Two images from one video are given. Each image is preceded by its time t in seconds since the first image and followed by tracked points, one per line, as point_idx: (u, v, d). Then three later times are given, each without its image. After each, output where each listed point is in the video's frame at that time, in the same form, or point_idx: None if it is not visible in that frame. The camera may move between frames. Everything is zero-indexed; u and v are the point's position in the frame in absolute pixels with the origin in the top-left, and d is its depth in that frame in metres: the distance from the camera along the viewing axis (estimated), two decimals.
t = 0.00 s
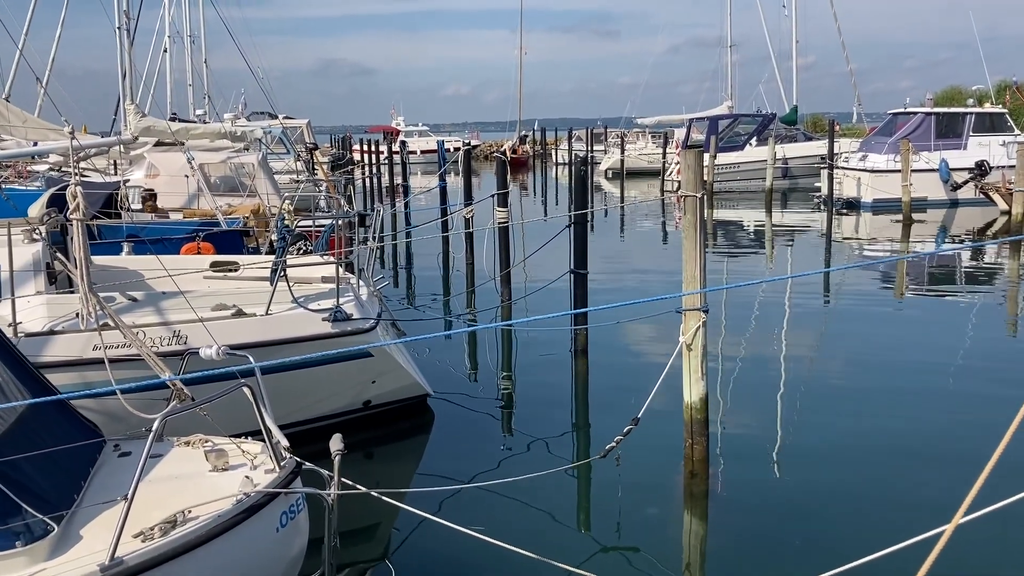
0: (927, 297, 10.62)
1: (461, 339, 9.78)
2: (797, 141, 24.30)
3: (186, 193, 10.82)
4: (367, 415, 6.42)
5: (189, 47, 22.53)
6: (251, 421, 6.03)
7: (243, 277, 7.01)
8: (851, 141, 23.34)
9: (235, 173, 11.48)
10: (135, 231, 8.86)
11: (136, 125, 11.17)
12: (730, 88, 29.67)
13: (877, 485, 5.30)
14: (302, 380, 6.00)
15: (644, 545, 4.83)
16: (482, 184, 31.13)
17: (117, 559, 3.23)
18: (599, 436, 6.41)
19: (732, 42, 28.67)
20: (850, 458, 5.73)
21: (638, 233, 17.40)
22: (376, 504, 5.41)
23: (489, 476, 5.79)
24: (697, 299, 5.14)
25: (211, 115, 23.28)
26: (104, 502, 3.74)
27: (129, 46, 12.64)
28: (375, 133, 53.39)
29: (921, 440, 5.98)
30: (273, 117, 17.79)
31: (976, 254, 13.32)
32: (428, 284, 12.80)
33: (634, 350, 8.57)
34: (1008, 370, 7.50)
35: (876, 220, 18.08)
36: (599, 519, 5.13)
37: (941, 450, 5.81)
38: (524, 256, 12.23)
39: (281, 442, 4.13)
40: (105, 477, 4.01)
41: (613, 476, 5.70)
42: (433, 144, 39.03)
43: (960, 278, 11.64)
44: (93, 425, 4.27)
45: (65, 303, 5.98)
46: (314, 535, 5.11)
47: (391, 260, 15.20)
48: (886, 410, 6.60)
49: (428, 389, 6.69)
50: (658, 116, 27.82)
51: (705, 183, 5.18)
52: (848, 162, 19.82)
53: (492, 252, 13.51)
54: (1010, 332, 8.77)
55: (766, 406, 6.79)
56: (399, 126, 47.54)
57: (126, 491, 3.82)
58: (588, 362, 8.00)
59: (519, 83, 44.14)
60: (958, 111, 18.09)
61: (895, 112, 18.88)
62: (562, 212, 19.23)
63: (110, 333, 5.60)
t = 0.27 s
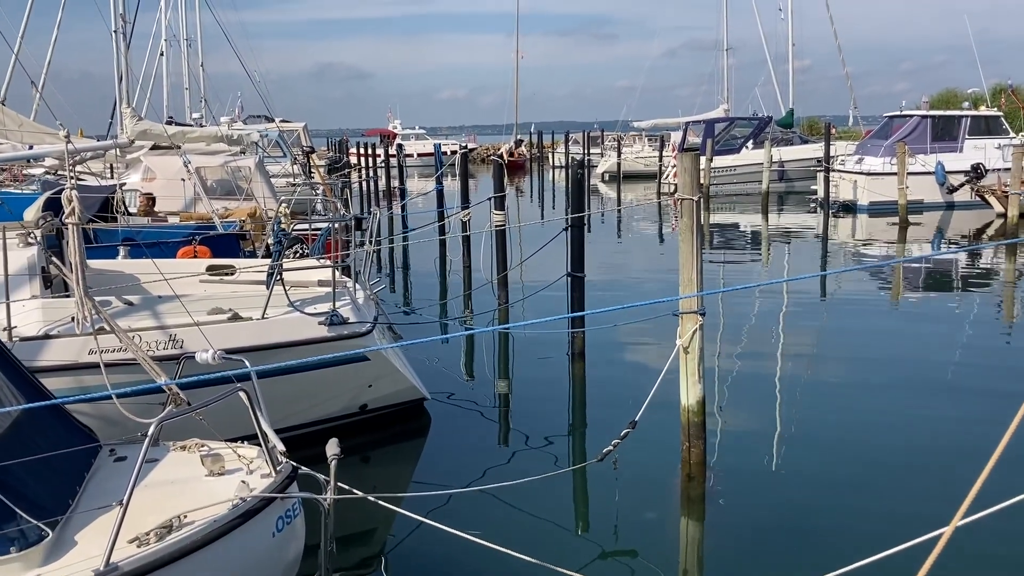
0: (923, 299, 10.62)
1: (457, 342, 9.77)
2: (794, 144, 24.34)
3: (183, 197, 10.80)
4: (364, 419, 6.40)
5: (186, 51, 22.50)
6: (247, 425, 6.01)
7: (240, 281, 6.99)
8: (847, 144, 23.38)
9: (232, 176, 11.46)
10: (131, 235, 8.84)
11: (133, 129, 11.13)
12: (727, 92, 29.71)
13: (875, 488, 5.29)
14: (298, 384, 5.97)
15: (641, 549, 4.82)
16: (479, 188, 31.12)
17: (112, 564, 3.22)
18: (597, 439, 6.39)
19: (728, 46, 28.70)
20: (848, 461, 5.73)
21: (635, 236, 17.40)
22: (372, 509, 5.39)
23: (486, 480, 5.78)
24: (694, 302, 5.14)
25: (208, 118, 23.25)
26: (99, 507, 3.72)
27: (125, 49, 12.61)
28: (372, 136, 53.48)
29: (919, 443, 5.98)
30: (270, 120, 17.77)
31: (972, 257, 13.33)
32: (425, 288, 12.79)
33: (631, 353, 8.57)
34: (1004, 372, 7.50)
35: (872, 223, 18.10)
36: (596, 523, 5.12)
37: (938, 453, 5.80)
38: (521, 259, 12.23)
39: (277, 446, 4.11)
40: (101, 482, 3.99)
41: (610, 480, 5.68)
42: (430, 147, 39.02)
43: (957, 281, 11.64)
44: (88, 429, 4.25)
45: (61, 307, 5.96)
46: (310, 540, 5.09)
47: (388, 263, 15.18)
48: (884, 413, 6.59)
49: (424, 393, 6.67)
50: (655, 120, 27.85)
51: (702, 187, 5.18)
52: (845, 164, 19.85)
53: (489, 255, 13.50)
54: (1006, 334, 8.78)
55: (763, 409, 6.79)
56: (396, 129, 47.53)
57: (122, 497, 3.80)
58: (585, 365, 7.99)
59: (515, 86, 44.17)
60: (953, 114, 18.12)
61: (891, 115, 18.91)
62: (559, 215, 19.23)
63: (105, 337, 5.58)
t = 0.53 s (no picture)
0: (919, 302, 10.64)
1: (454, 346, 9.77)
2: (790, 148, 24.39)
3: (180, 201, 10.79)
4: (361, 423, 6.39)
5: (182, 55, 22.49)
6: (244, 429, 6.00)
7: (236, 285, 6.98)
8: (844, 148, 23.43)
9: (228, 180, 11.44)
10: (128, 239, 8.83)
11: (129, 133, 11.11)
12: (723, 95, 29.77)
13: (873, 492, 5.30)
14: (295, 388, 5.97)
15: (639, 553, 4.81)
16: (476, 191, 31.14)
17: (109, 569, 3.21)
18: (594, 443, 6.40)
19: (725, 50, 28.76)
20: (845, 464, 5.73)
21: (632, 240, 17.42)
22: (370, 513, 5.38)
23: (483, 484, 5.77)
24: (691, 305, 5.15)
25: (204, 123, 23.23)
26: (96, 512, 3.71)
27: (122, 53, 12.60)
28: (369, 140, 53.51)
29: (916, 445, 5.99)
30: (266, 124, 17.77)
31: (968, 259, 13.37)
32: (422, 292, 12.79)
33: (628, 356, 8.57)
34: (1001, 375, 7.51)
35: (869, 226, 18.14)
36: (594, 527, 5.12)
37: (935, 456, 5.81)
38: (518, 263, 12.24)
39: (274, 450, 4.10)
40: (97, 487, 3.98)
41: (608, 484, 5.69)
42: (427, 151, 39.04)
43: (953, 284, 11.66)
44: (85, 434, 4.24)
45: (57, 311, 5.95)
46: (307, 544, 5.08)
47: (385, 267, 15.18)
48: (881, 416, 6.60)
49: (421, 397, 6.66)
50: (652, 123, 27.90)
51: (698, 191, 5.19)
52: (841, 168, 19.89)
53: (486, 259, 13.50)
54: (1002, 337, 8.80)
55: (760, 413, 6.79)
56: (393, 133, 47.54)
57: (119, 501, 3.79)
58: (582, 369, 7.99)
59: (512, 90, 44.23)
60: (949, 117, 18.17)
61: (887, 119, 18.95)
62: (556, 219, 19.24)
63: (102, 341, 5.57)
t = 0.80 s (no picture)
0: (916, 305, 10.66)
1: (451, 350, 9.76)
2: (786, 152, 24.45)
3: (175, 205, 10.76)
4: (357, 428, 6.39)
5: (178, 59, 22.49)
6: (239, 434, 5.98)
7: (232, 289, 6.97)
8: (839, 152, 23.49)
9: (224, 185, 11.44)
10: (123, 243, 8.81)
11: (125, 137, 11.10)
12: (719, 100, 29.83)
13: (871, 495, 5.30)
14: (291, 392, 5.96)
15: (635, 557, 4.80)
16: (473, 195, 31.16)
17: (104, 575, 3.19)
18: (591, 447, 6.39)
19: (720, 54, 28.85)
20: (841, 467, 5.74)
21: (628, 244, 17.44)
22: (366, 518, 5.36)
23: (480, 489, 5.76)
24: (687, 309, 5.15)
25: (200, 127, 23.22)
26: (91, 518, 3.69)
27: (118, 58, 12.60)
28: (365, 144, 53.57)
29: (912, 449, 5.99)
30: (263, 129, 17.77)
31: (964, 263, 13.40)
32: (419, 296, 12.78)
33: (624, 360, 8.57)
34: (997, 379, 7.52)
35: (864, 230, 18.18)
36: (591, 531, 5.10)
37: (931, 459, 5.81)
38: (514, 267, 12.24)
39: (270, 455, 4.09)
40: (92, 492, 3.96)
41: (604, 488, 5.67)
42: (423, 155, 39.08)
43: (949, 288, 11.68)
44: (80, 439, 4.23)
45: (52, 316, 5.93)
46: (303, 549, 5.06)
47: (381, 271, 15.18)
48: (877, 420, 6.61)
49: (417, 401, 6.66)
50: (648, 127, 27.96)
51: (695, 195, 5.19)
52: (836, 172, 19.93)
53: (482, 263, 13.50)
54: (998, 340, 8.81)
55: (756, 416, 6.79)
56: (389, 137, 47.58)
57: (113, 507, 3.77)
58: (579, 373, 7.99)
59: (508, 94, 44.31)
60: (945, 122, 18.22)
61: (882, 123, 19.00)
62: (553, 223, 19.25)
63: (97, 346, 5.55)
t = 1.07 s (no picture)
0: (911, 309, 10.69)
1: (447, 354, 9.75)
2: (782, 156, 24.51)
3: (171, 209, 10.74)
4: (353, 432, 6.37)
5: (174, 63, 22.48)
6: (235, 438, 5.96)
7: (228, 292, 6.96)
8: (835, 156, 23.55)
9: (220, 189, 11.42)
10: (119, 247, 8.79)
11: (121, 142, 11.09)
12: (715, 104, 29.91)
13: (868, 499, 5.30)
14: (287, 396, 5.94)
15: (632, 561, 4.80)
16: (469, 199, 31.17)
17: None
18: (587, 451, 6.38)
19: (716, 59, 28.94)
20: (838, 471, 5.74)
21: (624, 248, 17.46)
22: (362, 522, 5.34)
23: (477, 493, 5.75)
24: (684, 313, 5.15)
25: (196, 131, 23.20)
26: (86, 522, 3.68)
27: (113, 62, 12.59)
28: (361, 148, 53.59)
29: (908, 452, 5.99)
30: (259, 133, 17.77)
31: (960, 266, 13.43)
32: (415, 299, 12.78)
33: (621, 364, 8.57)
34: (993, 382, 7.53)
35: (860, 233, 18.23)
36: (587, 535, 5.10)
37: (928, 462, 5.82)
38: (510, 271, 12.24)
39: (266, 459, 4.08)
40: (87, 496, 3.94)
41: (601, 491, 5.67)
42: (419, 159, 39.10)
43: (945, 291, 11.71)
44: (75, 442, 4.21)
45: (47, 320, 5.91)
46: (299, 554, 5.04)
47: (378, 275, 15.17)
48: (874, 423, 6.60)
49: (414, 405, 6.64)
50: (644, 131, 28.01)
51: (691, 198, 5.20)
52: (832, 176, 19.98)
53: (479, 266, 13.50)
54: (994, 344, 8.82)
55: (753, 420, 6.78)
56: (385, 141, 47.60)
57: (109, 510, 3.76)
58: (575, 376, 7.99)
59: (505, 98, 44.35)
60: (940, 125, 18.28)
61: (878, 127, 19.06)
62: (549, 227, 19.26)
63: (92, 350, 5.53)
